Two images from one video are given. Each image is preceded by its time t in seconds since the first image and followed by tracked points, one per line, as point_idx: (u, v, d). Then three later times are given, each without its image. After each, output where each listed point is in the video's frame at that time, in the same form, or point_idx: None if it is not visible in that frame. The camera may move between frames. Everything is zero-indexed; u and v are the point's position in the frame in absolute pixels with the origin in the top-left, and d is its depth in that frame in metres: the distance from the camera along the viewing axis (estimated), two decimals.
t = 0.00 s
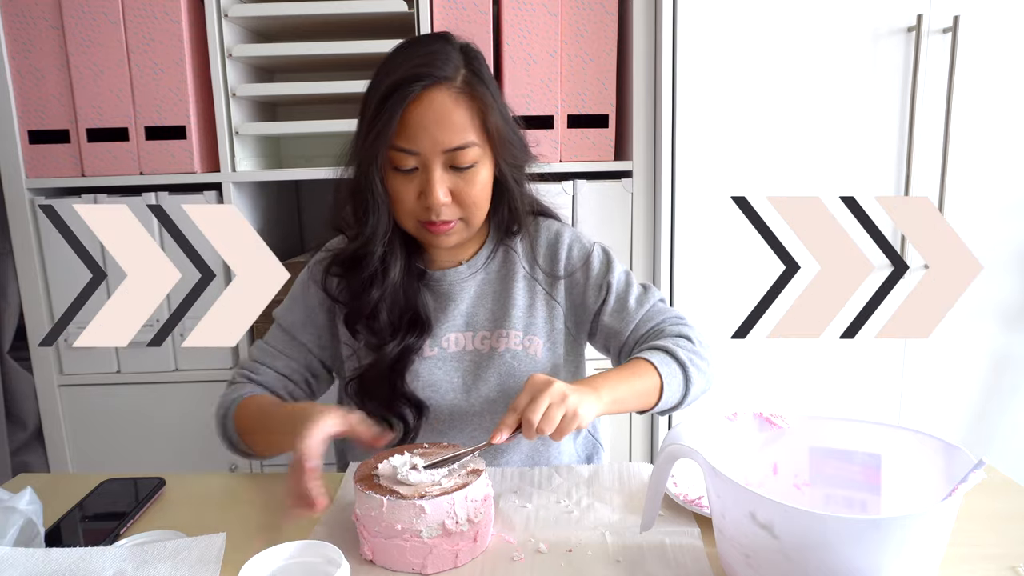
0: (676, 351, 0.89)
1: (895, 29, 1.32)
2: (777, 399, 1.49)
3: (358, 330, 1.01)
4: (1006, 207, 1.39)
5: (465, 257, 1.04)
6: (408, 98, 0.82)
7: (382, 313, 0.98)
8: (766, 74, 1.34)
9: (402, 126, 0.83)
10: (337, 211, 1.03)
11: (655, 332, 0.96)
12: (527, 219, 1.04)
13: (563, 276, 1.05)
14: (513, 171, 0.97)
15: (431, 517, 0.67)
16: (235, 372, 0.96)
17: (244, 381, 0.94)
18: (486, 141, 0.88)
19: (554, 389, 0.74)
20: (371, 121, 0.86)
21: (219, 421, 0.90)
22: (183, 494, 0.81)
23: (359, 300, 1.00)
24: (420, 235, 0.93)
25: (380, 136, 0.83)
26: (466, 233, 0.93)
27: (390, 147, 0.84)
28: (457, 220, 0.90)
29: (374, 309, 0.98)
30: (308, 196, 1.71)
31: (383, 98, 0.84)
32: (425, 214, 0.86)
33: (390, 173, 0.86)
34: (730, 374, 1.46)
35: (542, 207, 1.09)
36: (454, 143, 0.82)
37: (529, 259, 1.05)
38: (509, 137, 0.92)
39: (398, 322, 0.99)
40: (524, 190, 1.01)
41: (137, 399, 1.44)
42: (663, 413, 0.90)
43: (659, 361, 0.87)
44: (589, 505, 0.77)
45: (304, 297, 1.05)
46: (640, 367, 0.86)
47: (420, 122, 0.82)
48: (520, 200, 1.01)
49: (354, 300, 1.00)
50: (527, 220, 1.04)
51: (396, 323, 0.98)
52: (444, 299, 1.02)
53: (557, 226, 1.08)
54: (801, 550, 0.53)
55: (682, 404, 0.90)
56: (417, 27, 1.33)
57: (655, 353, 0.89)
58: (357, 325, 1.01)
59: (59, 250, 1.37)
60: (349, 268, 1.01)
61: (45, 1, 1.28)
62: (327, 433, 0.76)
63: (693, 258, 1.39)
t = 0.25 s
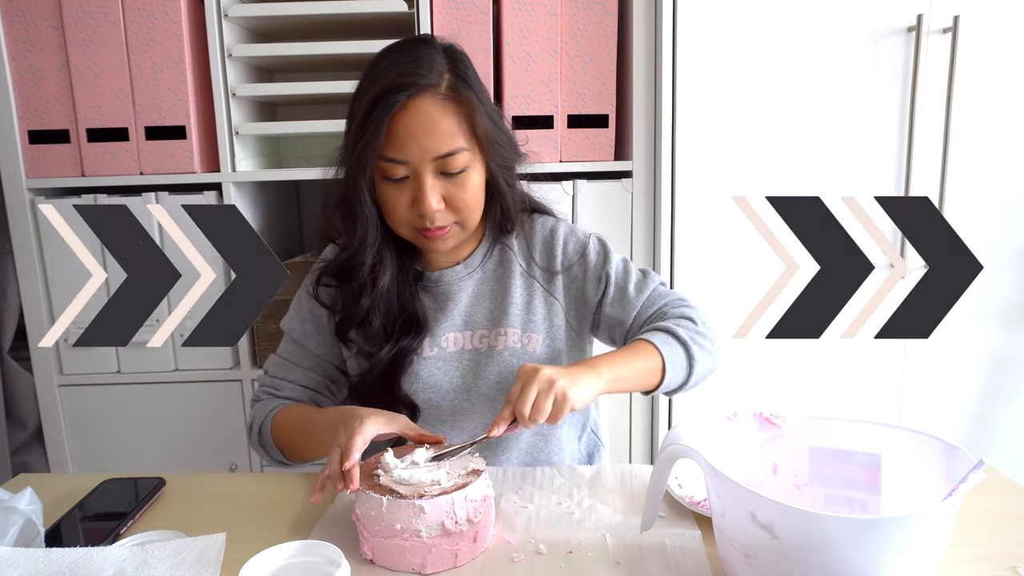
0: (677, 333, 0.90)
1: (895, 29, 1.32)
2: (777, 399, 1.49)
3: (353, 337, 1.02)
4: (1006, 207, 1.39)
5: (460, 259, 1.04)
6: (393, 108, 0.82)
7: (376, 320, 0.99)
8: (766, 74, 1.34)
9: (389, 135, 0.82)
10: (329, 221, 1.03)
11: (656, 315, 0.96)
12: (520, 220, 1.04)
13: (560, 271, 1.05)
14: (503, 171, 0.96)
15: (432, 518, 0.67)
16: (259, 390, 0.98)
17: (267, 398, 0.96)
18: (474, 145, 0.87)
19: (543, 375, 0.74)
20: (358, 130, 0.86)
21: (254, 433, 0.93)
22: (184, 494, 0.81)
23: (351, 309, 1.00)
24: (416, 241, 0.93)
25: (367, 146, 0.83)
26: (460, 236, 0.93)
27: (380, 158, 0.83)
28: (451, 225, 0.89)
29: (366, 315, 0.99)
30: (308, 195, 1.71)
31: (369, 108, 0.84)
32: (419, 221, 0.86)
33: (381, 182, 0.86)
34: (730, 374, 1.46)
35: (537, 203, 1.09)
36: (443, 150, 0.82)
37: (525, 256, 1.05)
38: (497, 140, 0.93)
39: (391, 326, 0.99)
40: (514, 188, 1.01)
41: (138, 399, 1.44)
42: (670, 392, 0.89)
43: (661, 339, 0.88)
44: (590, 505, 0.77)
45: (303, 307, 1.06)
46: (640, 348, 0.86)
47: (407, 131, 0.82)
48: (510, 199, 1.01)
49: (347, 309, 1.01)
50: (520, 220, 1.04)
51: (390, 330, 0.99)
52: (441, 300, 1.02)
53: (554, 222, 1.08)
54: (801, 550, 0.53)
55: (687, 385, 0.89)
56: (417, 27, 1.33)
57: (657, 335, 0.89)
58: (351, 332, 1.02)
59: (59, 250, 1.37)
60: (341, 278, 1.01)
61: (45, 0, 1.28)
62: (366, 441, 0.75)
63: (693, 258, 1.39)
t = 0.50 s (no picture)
0: (675, 355, 0.89)
1: (895, 29, 1.32)
2: (777, 399, 1.49)
3: (355, 339, 1.02)
4: (1006, 207, 1.39)
5: (462, 258, 1.04)
6: (390, 110, 0.82)
7: (376, 321, 0.99)
8: (765, 74, 1.34)
9: (388, 138, 0.82)
10: (331, 223, 1.04)
11: (654, 332, 0.95)
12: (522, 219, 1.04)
13: (563, 274, 1.05)
14: (503, 171, 0.96)
15: (433, 518, 0.67)
16: (262, 388, 0.99)
17: (271, 396, 0.97)
18: (472, 146, 0.87)
19: (551, 405, 0.73)
20: (357, 133, 0.86)
21: (256, 433, 0.93)
22: (184, 494, 0.81)
23: (351, 310, 1.00)
24: (417, 242, 0.93)
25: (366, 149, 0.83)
26: (461, 236, 0.93)
27: (379, 160, 0.83)
28: (452, 225, 0.89)
29: (367, 316, 0.99)
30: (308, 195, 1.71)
31: (367, 111, 0.84)
32: (419, 223, 0.86)
33: (381, 184, 0.86)
34: (730, 374, 1.46)
35: (538, 204, 1.09)
36: (440, 152, 0.82)
37: (527, 258, 1.05)
38: (496, 141, 0.92)
39: (391, 327, 0.99)
40: (514, 189, 1.01)
41: (138, 399, 1.45)
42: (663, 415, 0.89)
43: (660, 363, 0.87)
44: (588, 504, 0.77)
45: (306, 306, 1.06)
46: (640, 373, 0.85)
47: (405, 133, 0.81)
48: (512, 201, 1.00)
49: (347, 310, 1.01)
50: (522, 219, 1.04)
51: (390, 331, 0.99)
52: (442, 302, 1.02)
53: (557, 225, 1.08)
54: (801, 550, 0.53)
55: (682, 407, 0.90)
56: (417, 27, 1.33)
57: (656, 356, 0.88)
58: (353, 334, 1.02)
59: (59, 250, 1.37)
60: (341, 280, 1.01)
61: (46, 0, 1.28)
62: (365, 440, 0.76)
63: (693, 258, 1.40)
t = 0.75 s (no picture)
0: (689, 330, 0.90)
1: (895, 29, 1.32)
2: (777, 399, 1.49)
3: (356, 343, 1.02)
4: (1006, 207, 1.39)
5: (461, 259, 1.04)
6: (387, 115, 0.82)
7: (375, 325, 0.99)
8: (765, 74, 1.34)
9: (386, 142, 0.82)
10: (327, 227, 1.03)
11: (666, 314, 0.97)
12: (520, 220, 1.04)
13: (563, 272, 1.05)
14: (501, 172, 0.96)
15: (432, 518, 0.67)
16: (262, 392, 0.99)
17: (271, 399, 0.97)
18: (471, 149, 0.87)
19: (574, 372, 0.73)
20: (354, 137, 0.85)
21: (257, 434, 0.93)
22: (184, 494, 0.81)
23: (350, 314, 1.00)
24: (416, 244, 0.93)
25: (363, 153, 0.83)
26: (461, 238, 0.93)
27: (377, 164, 0.83)
28: (451, 227, 0.89)
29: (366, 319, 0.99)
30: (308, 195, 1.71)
31: (364, 115, 0.84)
32: (419, 226, 0.86)
33: (379, 188, 0.86)
34: (730, 374, 1.46)
35: (537, 203, 1.09)
36: (439, 155, 0.81)
37: (527, 257, 1.05)
38: (494, 142, 0.92)
39: (391, 329, 0.99)
40: (513, 190, 1.01)
41: (138, 399, 1.45)
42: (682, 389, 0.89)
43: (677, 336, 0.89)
44: (587, 503, 0.77)
45: (303, 310, 1.06)
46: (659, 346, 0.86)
47: (403, 137, 0.81)
48: (511, 202, 1.00)
49: (345, 315, 1.01)
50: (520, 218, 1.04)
51: (389, 334, 0.99)
52: (442, 302, 1.02)
53: (555, 222, 1.08)
54: (801, 550, 0.53)
55: (698, 384, 0.90)
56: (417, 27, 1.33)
57: (671, 332, 0.89)
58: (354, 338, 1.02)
59: (60, 250, 1.37)
60: (339, 284, 1.01)
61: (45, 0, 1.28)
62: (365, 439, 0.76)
63: (693, 258, 1.40)
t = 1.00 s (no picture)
0: (673, 345, 0.89)
1: (895, 29, 1.32)
2: (777, 399, 1.49)
3: (353, 342, 1.02)
4: (1006, 208, 1.39)
5: (457, 258, 1.04)
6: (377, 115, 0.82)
7: (369, 322, 0.99)
8: (765, 74, 1.34)
9: (377, 143, 0.82)
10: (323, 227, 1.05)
11: (653, 324, 0.95)
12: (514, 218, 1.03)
13: (561, 270, 1.05)
14: (496, 172, 0.96)
15: (432, 517, 0.67)
16: (262, 391, 0.99)
17: (272, 399, 0.96)
18: (463, 148, 0.87)
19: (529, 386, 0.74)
20: (346, 138, 0.86)
21: (257, 434, 0.93)
22: (184, 494, 0.81)
23: (344, 313, 1.01)
24: (412, 243, 0.93)
25: (355, 154, 0.83)
26: (455, 237, 0.93)
27: (368, 164, 0.83)
28: (445, 227, 0.90)
29: (362, 317, 0.99)
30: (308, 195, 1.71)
31: (355, 116, 0.84)
32: (412, 225, 0.86)
33: (372, 188, 0.86)
34: (730, 374, 1.46)
35: (534, 202, 1.10)
36: (430, 155, 0.81)
37: (524, 257, 1.05)
38: (486, 141, 0.92)
39: (386, 328, 0.99)
40: (508, 189, 1.00)
41: (138, 399, 1.44)
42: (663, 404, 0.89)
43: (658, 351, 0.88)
44: (587, 503, 0.77)
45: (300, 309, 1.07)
46: (635, 361, 0.85)
47: (394, 137, 0.81)
48: (506, 200, 1.00)
49: (340, 313, 1.01)
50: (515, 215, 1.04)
51: (385, 332, 0.99)
52: (439, 301, 1.02)
53: (554, 223, 1.08)
54: (801, 550, 0.53)
55: (680, 398, 0.90)
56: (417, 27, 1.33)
57: (653, 347, 0.88)
58: (351, 337, 1.02)
59: (59, 250, 1.37)
60: (334, 282, 1.02)
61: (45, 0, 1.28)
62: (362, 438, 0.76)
63: (693, 258, 1.39)
